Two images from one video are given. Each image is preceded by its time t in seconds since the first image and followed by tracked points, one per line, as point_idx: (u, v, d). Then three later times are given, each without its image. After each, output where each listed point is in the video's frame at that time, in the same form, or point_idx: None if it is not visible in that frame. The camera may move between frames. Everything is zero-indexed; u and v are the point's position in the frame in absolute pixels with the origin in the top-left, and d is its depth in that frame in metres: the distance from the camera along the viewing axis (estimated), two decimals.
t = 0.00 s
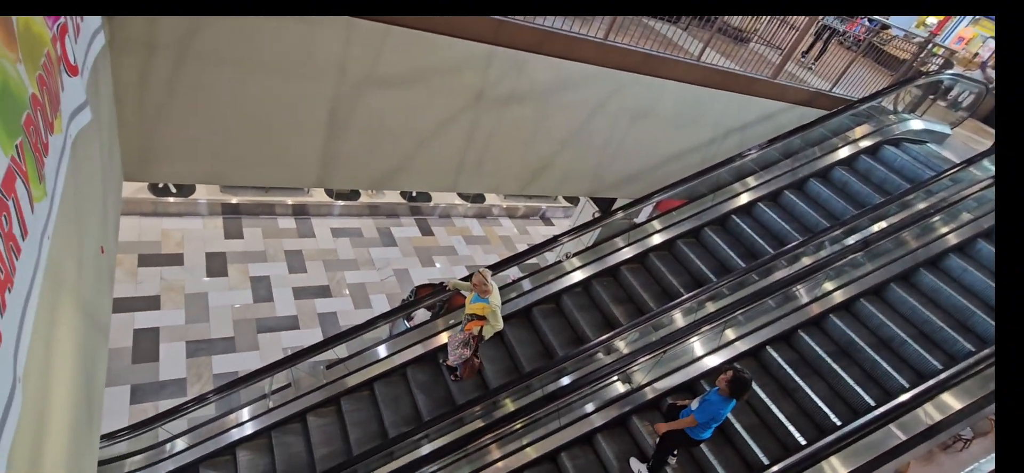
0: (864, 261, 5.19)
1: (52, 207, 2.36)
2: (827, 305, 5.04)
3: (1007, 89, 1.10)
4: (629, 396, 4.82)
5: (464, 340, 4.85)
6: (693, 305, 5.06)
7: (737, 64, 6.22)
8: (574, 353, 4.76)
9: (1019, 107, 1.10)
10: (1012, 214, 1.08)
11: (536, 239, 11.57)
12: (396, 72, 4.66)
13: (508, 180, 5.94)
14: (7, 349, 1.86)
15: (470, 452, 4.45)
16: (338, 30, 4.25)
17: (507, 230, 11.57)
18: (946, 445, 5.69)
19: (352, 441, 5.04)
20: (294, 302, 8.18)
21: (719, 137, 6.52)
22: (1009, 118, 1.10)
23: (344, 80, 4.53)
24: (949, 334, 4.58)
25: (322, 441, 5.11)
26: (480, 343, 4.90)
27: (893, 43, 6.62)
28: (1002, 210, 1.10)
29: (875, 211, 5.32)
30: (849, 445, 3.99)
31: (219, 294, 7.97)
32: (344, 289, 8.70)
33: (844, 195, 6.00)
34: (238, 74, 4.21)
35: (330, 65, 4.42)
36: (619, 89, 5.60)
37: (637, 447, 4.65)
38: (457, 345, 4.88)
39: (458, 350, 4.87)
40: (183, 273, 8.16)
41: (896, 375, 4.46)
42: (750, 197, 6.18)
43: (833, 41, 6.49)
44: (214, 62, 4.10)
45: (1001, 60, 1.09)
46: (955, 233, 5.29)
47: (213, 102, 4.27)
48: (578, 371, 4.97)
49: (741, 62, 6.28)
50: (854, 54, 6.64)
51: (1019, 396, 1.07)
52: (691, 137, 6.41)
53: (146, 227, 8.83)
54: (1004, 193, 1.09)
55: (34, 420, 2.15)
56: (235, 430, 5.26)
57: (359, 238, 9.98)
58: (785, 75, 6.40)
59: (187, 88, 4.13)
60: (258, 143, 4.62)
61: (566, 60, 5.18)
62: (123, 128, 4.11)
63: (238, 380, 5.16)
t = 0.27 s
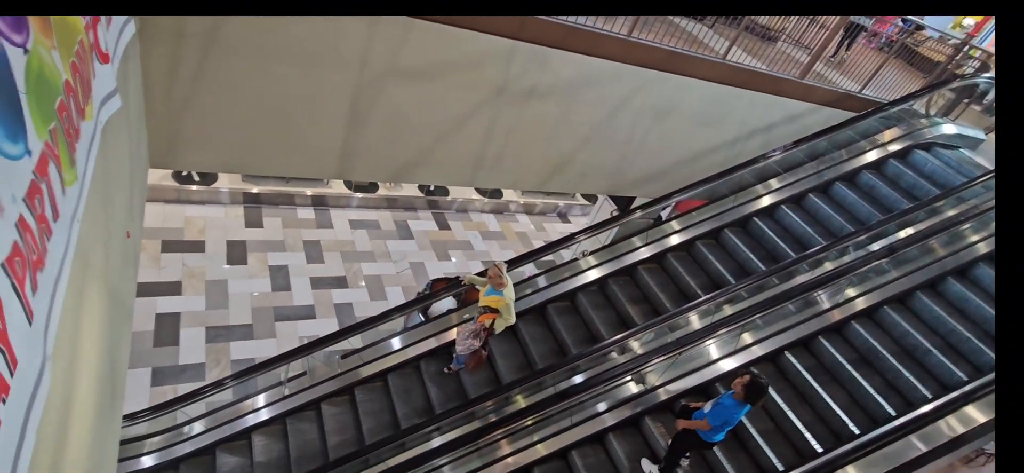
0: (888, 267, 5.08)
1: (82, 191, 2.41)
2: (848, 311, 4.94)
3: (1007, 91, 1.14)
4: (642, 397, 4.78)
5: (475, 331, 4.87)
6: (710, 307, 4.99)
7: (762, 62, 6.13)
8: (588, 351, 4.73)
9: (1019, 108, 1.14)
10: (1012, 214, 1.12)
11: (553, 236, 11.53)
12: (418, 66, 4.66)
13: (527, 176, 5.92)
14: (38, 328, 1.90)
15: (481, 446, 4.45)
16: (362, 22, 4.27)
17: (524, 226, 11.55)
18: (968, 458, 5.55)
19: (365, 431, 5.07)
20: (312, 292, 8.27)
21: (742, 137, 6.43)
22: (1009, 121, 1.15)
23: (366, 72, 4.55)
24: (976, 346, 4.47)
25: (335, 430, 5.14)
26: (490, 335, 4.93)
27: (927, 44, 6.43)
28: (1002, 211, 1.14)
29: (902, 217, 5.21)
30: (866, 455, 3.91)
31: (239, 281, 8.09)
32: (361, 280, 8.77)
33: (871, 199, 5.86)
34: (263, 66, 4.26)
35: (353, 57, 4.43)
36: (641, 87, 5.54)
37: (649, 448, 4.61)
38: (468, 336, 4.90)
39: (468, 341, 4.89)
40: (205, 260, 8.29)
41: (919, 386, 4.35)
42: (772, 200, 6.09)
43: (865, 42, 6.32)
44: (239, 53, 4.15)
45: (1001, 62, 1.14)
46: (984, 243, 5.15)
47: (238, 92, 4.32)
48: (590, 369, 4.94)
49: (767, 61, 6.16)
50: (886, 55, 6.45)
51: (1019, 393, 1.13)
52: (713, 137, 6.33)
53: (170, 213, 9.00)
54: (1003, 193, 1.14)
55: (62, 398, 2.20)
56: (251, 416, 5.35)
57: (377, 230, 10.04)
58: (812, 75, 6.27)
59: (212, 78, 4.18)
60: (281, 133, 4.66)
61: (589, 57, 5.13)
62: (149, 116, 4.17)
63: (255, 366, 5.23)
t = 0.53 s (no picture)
0: (909, 275, 4.98)
1: (105, 177, 2.43)
2: (865, 319, 4.86)
3: (1006, 90, 1.04)
4: (652, 398, 4.75)
5: (482, 328, 4.87)
6: (724, 310, 4.94)
7: (785, 63, 6.04)
8: (599, 350, 4.73)
9: (1020, 108, 1.04)
10: (1011, 211, 1.02)
11: (566, 234, 11.50)
12: (437, 60, 4.67)
13: (542, 173, 5.91)
14: (62, 310, 1.93)
15: (489, 441, 4.45)
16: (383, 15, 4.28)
17: (537, 223, 11.53)
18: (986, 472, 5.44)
19: (374, 422, 5.09)
20: (325, 283, 8.33)
21: (762, 138, 6.37)
22: (1008, 119, 1.04)
23: (386, 65, 4.56)
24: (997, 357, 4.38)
25: (345, 420, 5.18)
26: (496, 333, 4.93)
27: (958, 47, 6.19)
28: (1000, 208, 1.04)
29: (926, 224, 5.10)
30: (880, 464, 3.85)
31: (254, 270, 8.18)
32: (374, 273, 8.82)
33: (893, 205, 5.75)
34: (284, 57, 4.29)
35: (372, 49, 4.44)
36: (660, 85, 5.49)
37: (658, 449, 4.58)
38: (474, 333, 4.91)
39: (475, 338, 4.90)
40: (221, 249, 8.39)
41: (937, 396, 4.28)
42: (791, 203, 6.01)
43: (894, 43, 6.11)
44: (260, 44, 4.18)
45: (999, 63, 1.05)
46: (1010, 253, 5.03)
47: (258, 83, 4.35)
48: (601, 369, 4.91)
49: (790, 62, 6.06)
50: (915, 58, 6.22)
51: (1019, 394, 1.03)
52: (732, 138, 6.26)
53: (189, 201, 9.13)
54: (1001, 192, 1.03)
55: (83, 380, 2.23)
56: (263, 404, 5.41)
57: (391, 224, 10.09)
58: (836, 77, 6.15)
59: (234, 68, 4.22)
60: (298, 125, 4.69)
61: (609, 54, 5.09)
62: (171, 104, 4.22)
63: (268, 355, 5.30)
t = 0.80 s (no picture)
0: (925, 283, 4.92)
1: (127, 162, 2.47)
2: (878, 326, 4.81)
3: (1006, 90, 1.04)
4: (658, 399, 4.74)
5: (485, 327, 4.84)
6: (735, 313, 4.90)
7: (805, 65, 5.94)
8: (607, 349, 4.72)
9: (1020, 108, 1.04)
10: (1011, 212, 1.04)
11: (577, 232, 11.46)
12: (453, 54, 4.66)
13: (555, 169, 5.90)
14: (83, 292, 1.96)
15: (494, 436, 4.45)
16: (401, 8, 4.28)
17: (548, 220, 11.51)
18: None
19: (381, 413, 5.12)
20: (335, 274, 8.38)
21: (778, 141, 6.33)
22: (1008, 120, 1.04)
23: (402, 58, 4.57)
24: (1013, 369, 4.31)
25: (352, 410, 5.21)
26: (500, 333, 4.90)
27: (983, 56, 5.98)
28: (1000, 209, 1.05)
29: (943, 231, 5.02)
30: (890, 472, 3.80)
31: (266, 259, 8.25)
32: (384, 265, 8.86)
33: (911, 211, 5.66)
34: (301, 47, 4.30)
35: (390, 42, 4.45)
36: (677, 85, 5.45)
37: (663, 451, 4.57)
38: (478, 332, 4.87)
39: (478, 336, 4.86)
40: (234, 237, 8.47)
41: (950, 406, 4.22)
42: (806, 207, 5.94)
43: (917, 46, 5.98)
44: (278, 33, 4.19)
45: (998, 63, 1.03)
46: None
47: (275, 73, 4.38)
48: (608, 368, 4.91)
49: (810, 63, 5.99)
50: (938, 63, 6.09)
51: (1019, 394, 1.06)
52: (748, 139, 6.21)
53: (203, 189, 9.22)
54: (1002, 193, 1.05)
55: (100, 362, 2.27)
56: (270, 392, 5.46)
57: (402, 217, 10.13)
58: (856, 80, 6.07)
59: (252, 57, 4.25)
60: (313, 119, 4.74)
61: (626, 52, 5.06)
62: (189, 92, 4.24)
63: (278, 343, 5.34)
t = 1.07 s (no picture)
0: (937, 292, 4.86)
1: (142, 147, 2.48)
2: (887, 334, 4.77)
3: (1006, 90, 1.03)
4: (662, 400, 4.72)
5: (486, 328, 4.86)
6: (742, 316, 4.87)
7: (823, 69, 5.88)
8: (612, 348, 4.68)
9: (1019, 108, 1.03)
10: (1012, 212, 1.04)
11: (585, 230, 11.42)
12: (467, 48, 4.65)
13: (565, 167, 5.88)
14: (97, 275, 1.97)
15: (496, 432, 4.46)
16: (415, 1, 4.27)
17: (557, 218, 11.47)
18: None
19: (385, 406, 5.14)
20: (343, 265, 8.41)
21: (791, 144, 6.28)
22: (1008, 120, 1.04)
23: (415, 52, 4.57)
24: None
25: (357, 401, 5.23)
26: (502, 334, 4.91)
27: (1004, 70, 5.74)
28: (1000, 210, 1.05)
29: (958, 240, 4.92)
30: None
31: (274, 249, 8.30)
32: (391, 258, 8.88)
33: (924, 219, 5.59)
34: (316, 38, 4.31)
35: (404, 35, 4.45)
36: (691, 85, 5.40)
37: (666, 452, 4.56)
38: (479, 333, 4.89)
39: (480, 337, 4.87)
40: (244, 225, 8.53)
41: (958, 416, 4.18)
42: (818, 211, 5.90)
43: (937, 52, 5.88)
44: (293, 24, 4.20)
45: (998, 64, 1.02)
46: None
47: (289, 63, 4.38)
48: (612, 368, 4.90)
49: (827, 66, 5.93)
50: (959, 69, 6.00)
51: (1020, 393, 1.05)
52: (761, 141, 6.16)
53: (214, 177, 9.28)
54: (1002, 193, 1.05)
55: (112, 345, 2.29)
56: (276, 381, 5.48)
57: (411, 210, 10.15)
58: (874, 84, 6.01)
59: (266, 47, 4.26)
60: (321, 118, 4.79)
61: (640, 50, 5.02)
62: (203, 80, 4.27)
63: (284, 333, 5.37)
